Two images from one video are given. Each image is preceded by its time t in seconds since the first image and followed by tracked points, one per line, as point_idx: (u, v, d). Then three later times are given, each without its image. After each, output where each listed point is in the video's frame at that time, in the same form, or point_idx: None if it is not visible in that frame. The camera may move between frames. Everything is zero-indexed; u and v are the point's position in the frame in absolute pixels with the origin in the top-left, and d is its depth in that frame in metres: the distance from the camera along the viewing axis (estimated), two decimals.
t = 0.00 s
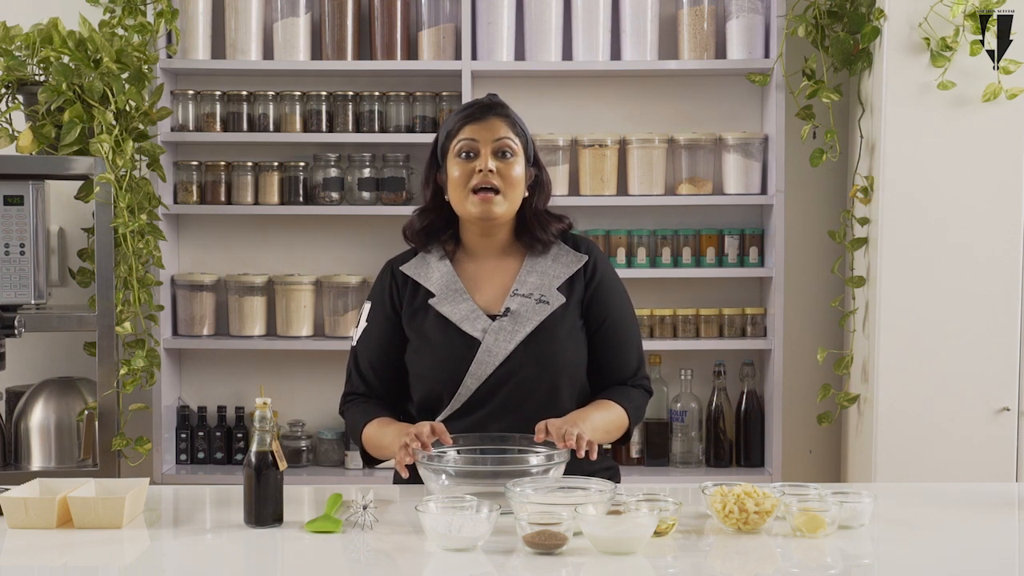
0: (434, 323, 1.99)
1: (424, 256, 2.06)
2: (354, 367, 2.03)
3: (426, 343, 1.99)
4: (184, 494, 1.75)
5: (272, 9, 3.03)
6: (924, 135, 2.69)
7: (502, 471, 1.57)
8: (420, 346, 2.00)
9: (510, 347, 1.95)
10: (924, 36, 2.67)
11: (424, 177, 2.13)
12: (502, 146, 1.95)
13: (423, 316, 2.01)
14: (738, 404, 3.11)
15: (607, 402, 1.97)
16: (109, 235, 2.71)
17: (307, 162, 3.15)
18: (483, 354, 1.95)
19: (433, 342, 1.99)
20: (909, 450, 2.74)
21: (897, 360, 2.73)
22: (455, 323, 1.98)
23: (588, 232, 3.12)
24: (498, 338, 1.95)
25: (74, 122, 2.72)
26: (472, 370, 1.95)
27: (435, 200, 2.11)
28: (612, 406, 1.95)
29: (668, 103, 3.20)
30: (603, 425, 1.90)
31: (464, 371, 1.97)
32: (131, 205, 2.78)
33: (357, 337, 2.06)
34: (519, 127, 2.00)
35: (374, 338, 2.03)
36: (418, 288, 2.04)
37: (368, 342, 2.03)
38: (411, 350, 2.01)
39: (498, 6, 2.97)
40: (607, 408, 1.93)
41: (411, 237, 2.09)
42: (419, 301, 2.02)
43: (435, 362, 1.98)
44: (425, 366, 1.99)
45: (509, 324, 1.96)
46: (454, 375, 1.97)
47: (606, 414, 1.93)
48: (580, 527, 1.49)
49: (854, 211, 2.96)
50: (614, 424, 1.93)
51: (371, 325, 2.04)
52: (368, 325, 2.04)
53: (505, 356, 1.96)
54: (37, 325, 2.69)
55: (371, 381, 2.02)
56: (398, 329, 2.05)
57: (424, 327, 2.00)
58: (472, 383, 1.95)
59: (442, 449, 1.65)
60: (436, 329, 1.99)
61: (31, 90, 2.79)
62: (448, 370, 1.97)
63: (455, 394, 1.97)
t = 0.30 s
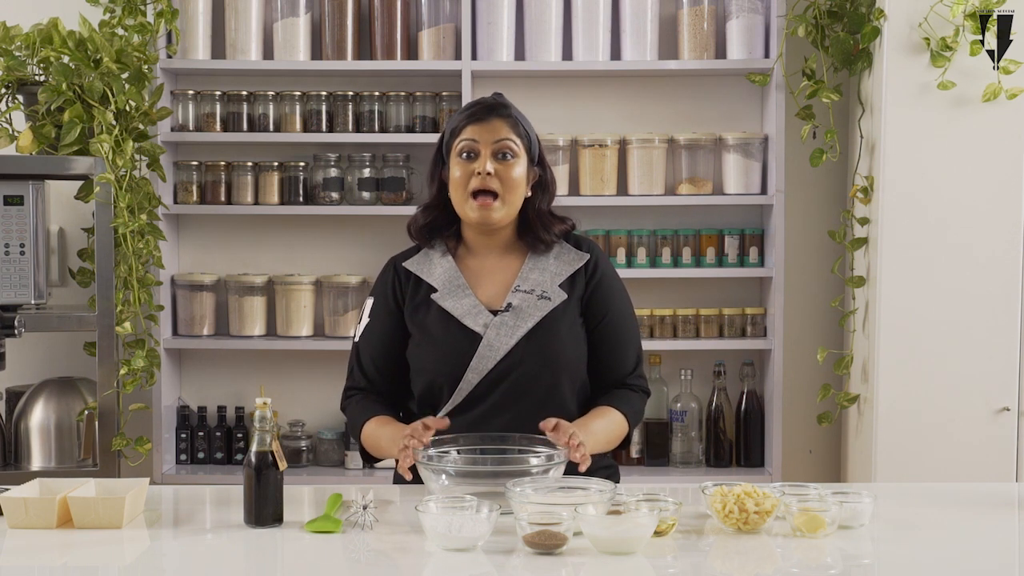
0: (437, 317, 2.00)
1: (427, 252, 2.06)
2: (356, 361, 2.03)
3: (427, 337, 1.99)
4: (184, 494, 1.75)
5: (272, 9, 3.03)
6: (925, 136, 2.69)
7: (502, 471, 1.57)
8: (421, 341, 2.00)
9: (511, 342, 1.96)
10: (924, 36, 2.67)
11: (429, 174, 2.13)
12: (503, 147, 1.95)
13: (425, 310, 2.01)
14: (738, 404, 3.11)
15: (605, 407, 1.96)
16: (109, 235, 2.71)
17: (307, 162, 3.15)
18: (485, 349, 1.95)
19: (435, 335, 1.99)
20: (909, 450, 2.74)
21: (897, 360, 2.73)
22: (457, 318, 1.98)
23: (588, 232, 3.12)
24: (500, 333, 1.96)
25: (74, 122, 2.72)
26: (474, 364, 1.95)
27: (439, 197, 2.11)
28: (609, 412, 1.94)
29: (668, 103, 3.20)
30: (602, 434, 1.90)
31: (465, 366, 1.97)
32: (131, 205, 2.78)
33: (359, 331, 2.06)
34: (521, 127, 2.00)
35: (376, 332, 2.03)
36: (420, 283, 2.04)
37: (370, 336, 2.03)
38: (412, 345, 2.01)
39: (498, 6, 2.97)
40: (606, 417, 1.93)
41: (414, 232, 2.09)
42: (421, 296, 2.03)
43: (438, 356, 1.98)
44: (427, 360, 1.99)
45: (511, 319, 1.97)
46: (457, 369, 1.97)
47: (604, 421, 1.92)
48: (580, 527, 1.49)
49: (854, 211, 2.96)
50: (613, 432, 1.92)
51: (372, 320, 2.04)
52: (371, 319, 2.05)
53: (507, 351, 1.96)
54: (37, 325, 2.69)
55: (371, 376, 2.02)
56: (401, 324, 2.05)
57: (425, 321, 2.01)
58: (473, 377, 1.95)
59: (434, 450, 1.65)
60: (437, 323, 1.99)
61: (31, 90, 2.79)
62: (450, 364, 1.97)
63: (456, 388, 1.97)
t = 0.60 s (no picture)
0: (437, 319, 1.99)
1: (428, 252, 2.06)
2: (355, 365, 2.03)
3: (427, 339, 1.99)
4: (184, 494, 1.75)
5: (272, 9, 3.03)
6: (924, 136, 2.69)
7: (502, 470, 1.57)
8: (421, 342, 2.00)
9: (513, 342, 1.96)
10: (924, 36, 2.67)
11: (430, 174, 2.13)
12: (503, 145, 1.95)
13: (425, 312, 2.01)
14: (738, 404, 3.11)
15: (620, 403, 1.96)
16: (109, 235, 2.71)
17: (307, 162, 3.15)
18: (486, 350, 1.95)
19: (435, 339, 1.99)
20: (909, 450, 2.74)
21: (897, 360, 2.73)
22: (458, 319, 1.98)
23: (588, 232, 3.12)
24: (501, 334, 1.96)
25: (74, 122, 2.72)
26: (475, 365, 1.95)
27: (441, 196, 2.11)
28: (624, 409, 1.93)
29: (668, 103, 3.20)
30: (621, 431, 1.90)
31: (467, 367, 1.97)
32: (132, 205, 2.78)
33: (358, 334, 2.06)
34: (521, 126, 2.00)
35: (376, 337, 2.03)
36: (422, 285, 2.04)
37: (370, 338, 2.03)
38: (413, 347, 2.01)
39: (498, 6, 2.97)
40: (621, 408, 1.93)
41: (416, 233, 2.10)
42: (421, 298, 2.03)
43: (439, 359, 1.98)
44: (428, 361, 1.99)
45: (512, 320, 1.97)
46: (457, 371, 1.97)
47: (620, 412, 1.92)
48: (580, 527, 1.49)
49: (854, 211, 2.96)
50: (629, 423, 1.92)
51: (372, 322, 2.04)
52: (370, 323, 2.04)
53: (508, 352, 1.96)
54: (38, 325, 2.69)
55: (370, 378, 2.02)
56: (400, 328, 2.05)
57: (426, 323, 2.00)
58: (475, 378, 1.95)
59: (433, 451, 1.65)
60: (438, 325, 1.99)
61: (31, 90, 2.80)
62: (451, 366, 1.97)
63: (457, 390, 1.97)
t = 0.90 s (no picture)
0: (441, 318, 1.99)
1: (433, 251, 2.06)
2: (357, 362, 2.03)
3: (431, 339, 1.99)
4: (184, 494, 1.75)
5: (272, 8, 3.03)
6: (925, 136, 2.69)
7: (499, 470, 1.57)
8: (424, 342, 2.00)
9: (517, 343, 1.96)
10: (924, 36, 2.67)
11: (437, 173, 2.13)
12: (502, 155, 1.94)
13: (429, 312, 2.01)
14: (738, 403, 3.11)
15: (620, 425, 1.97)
16: (109, 235, 2.71)
17: (307, 162, 3.15)
18: (491, 350, 1.95)
19: (438, 337, 1.99)
20: (909, 450, 2.74)
21: (897, 360, 2.73)
22: (463, 318, 1.98)
23: (588, 232, 3.12)
24: (506, 334, 1.95)
25: (74, 122, 2.72)
26: (479, 365, 1.95)
27: (447, 196, 2.11)
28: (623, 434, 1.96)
29: (668, 103, 3.20)
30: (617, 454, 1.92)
31: (470, 365, 1.97)
32: (132, 205, 2.78)
33: (361, 333, 2.06)
34: (523, 132, 1.98)
35: (379, 335, 2.03)
36: (426, 283, 2.04)
37: (373, 337, 2.03)
38: (415, 346, 2.01)
39: (498, 6, 2.97)
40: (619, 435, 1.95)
41: (422, 232, 2.10)
42: (426, 296, 2.03)
43: (442, 356, 1.98)
44: (431, 360, 1.99)
45: (517, 320, 1.96)
46: (461, 370, 1.97)
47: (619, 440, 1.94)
48: (580, 527, 1.49)
49: (854, 212, 2.96)
50: (628, 453, 1.94)
51: (375, 321, 2.05)
52: (374, 321, 2.05)
53: (513, 352, 1.96)
54: (38, 325, 2.69)
55: (373, 377, 2.02)
56: (403, 327, 2.05)
57: (429, 322, 2.01)
58: (479, 378, 1.95)
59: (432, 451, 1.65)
60: (441, 324, 1.99)
61: (31, 90, 2.80)
62: (455, 366, 1.97)
63: (460, 389, 1.97)
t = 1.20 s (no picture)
0: (445, 316, 2.00)
1: (439, 251, 2.06)
2: (360, 351, 2.03)
3: (435, 335, 2.00)
4: (184, 494, 1.75)
5: (272, 9, 3.03)
6: (925, 136, 2.69)
7: (500, 470, 1.57)
8: (428, 337, 2.01)
9: (522, 345, 1.96)
10: (924, 36, 2.67)
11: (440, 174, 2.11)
12: (504, 162, 1.93)
13: (435, 307, 2.02)
14: (738, 403, 3.11)
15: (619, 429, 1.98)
16: (109, 235, 2.71)
17: (307, 162, 3.15)
18: (494, 351, 1.95)
19: (442, 334, 1.99)
20: (908, 450, 2.74)
21: (897, 360, 2.73)
22: (467, 317, 1.98)
23: (588, 232, 3.12)
24: (510, 335, 1.96)
25: (74, 122, 2.72)
26: (481, 365, 1.95)
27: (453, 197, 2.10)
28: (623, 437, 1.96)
29: (668, 103, 3.20)
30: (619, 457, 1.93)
31: (472, 365, 1.97)
32: (132, 205, 2.78)
33: (365, 322, 2.06)
34: (522, 134, 1.97)
35: (383, 326, 2.03)
36: (433, 280, 2.04)
37: (378, 327, 2.03)
38: (419, 340, 2.02)
39: (498, 6, 2.97)
40: (618, 438, 1.96)
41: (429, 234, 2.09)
42: (432, 292, 2.03)
43: (446, 353, 1.98)
44: (434, 355, 1.99)
45: (522, 322, 1.96)
46: (463, 369, 1.98)
47: (618, 443, 1.95)
48: (580, 527, 1.49)
49: (854, 211, 2.96)
50: (628, 456, 1.94)
51: (380, 311, 2.05)
52: (379, 311, 2.05)
53: (516, 354, 1.96)
54: (38, 325, 2.69)
55: (376, 368, 2.02)
56: (408, 322, 2.05)
57: (434, 318, 2.01)
58: (480, 377, 1.95)
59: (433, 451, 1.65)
60: (446, 321, 1.99)
61: (31, 90, 2.80)
62: (457, 364, 1.98)
63: (461, 387, 1.97)
